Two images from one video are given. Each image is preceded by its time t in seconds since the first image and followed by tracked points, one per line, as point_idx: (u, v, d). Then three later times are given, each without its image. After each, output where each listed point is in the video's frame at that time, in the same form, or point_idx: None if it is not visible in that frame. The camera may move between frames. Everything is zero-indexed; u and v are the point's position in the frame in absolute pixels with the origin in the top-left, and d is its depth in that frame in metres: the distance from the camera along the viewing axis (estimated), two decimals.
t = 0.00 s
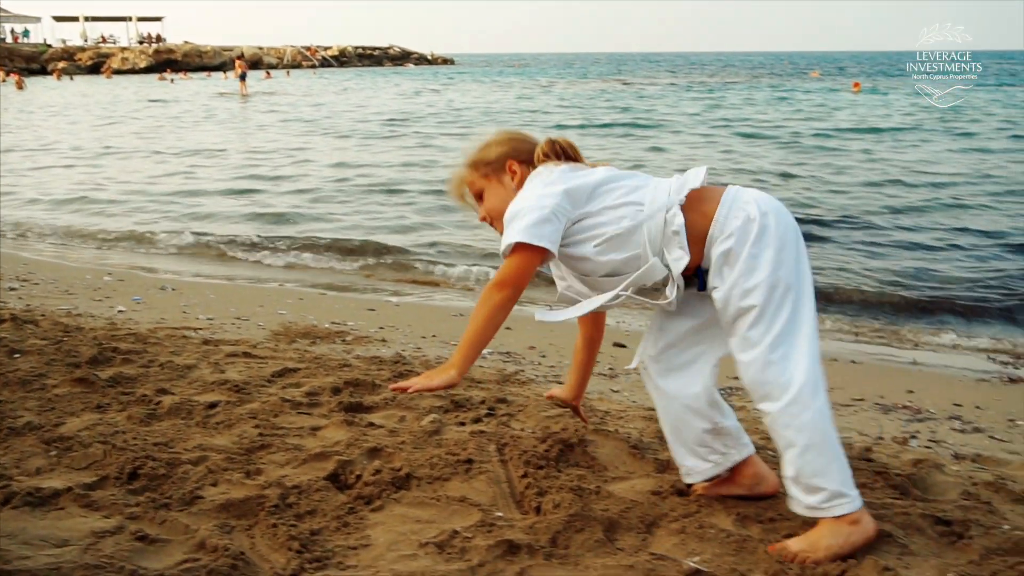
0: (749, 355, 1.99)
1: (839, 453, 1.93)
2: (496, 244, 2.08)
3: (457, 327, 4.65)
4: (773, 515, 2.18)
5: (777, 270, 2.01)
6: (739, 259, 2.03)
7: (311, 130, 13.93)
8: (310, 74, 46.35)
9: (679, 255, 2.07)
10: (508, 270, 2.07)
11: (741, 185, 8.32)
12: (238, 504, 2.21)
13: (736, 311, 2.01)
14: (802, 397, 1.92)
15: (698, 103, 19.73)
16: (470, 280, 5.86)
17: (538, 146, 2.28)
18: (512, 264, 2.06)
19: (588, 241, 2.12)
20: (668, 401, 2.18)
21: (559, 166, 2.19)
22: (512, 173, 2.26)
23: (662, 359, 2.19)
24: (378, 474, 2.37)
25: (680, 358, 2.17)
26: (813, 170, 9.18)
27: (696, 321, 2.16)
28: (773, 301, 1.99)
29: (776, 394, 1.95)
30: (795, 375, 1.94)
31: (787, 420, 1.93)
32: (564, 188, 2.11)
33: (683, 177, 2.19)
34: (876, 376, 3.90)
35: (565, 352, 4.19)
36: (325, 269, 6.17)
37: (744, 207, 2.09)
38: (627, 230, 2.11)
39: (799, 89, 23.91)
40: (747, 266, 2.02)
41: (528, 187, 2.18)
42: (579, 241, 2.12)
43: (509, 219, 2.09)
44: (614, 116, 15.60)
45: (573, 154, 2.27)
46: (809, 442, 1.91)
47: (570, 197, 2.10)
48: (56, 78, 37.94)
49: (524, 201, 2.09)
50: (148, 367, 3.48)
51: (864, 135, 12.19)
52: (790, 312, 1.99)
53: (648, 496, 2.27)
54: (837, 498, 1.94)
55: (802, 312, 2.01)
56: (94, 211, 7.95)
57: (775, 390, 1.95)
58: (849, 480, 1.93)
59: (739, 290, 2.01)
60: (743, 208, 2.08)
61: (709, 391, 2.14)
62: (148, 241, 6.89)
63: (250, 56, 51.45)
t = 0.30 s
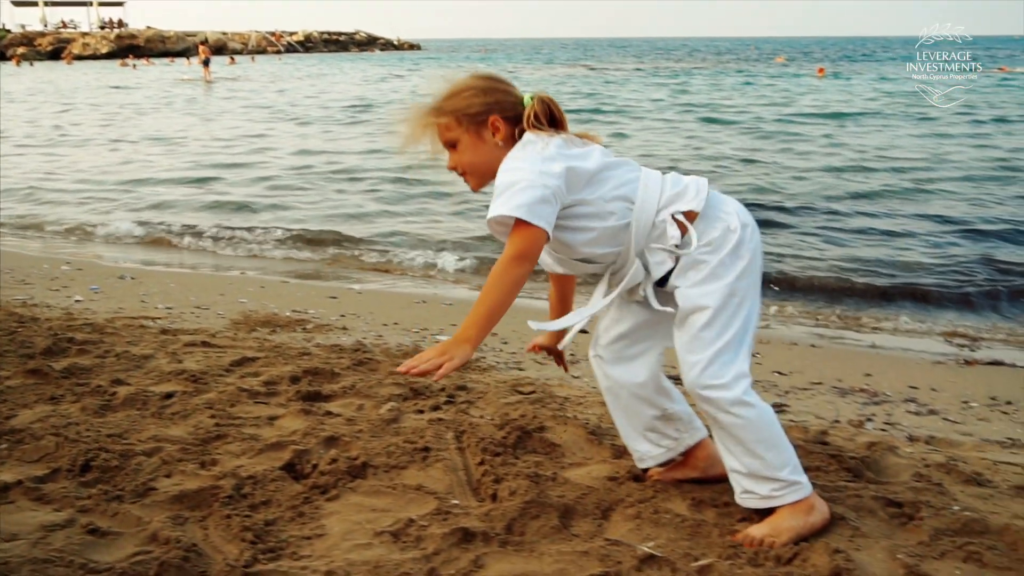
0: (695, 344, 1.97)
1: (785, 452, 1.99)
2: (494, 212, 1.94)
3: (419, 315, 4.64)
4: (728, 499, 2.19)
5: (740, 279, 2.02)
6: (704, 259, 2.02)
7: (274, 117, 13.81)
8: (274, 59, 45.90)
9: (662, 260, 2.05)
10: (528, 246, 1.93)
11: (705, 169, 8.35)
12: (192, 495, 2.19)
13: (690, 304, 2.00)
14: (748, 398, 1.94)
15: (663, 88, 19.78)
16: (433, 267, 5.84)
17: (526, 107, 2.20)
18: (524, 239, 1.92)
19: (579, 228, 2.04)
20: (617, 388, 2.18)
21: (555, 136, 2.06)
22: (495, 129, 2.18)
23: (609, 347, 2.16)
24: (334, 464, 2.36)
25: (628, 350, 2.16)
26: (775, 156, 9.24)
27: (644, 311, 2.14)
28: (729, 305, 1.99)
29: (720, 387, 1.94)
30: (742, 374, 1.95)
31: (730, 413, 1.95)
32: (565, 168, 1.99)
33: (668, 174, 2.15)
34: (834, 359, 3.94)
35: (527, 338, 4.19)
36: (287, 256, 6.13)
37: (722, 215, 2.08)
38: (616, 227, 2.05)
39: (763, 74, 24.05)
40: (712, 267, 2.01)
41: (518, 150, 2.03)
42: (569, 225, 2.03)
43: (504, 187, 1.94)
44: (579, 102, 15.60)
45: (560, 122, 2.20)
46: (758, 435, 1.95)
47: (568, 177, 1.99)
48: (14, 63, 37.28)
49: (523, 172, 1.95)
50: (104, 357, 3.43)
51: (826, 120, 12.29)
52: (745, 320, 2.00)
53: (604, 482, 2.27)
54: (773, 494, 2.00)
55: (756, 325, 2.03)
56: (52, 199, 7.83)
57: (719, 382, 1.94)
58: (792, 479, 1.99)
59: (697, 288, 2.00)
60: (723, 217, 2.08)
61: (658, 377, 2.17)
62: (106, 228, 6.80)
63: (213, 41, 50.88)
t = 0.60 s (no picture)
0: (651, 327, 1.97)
1: (739, 441, 2.01)
2: (486, 177, 1.85)
3: (376, 301, 4.62)
4: (678, 484, 2.20)
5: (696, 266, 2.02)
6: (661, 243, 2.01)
7: (231, 102, 13.67)
8: (231, 43, 45.39)
9: (615, 242, 2.04)
10: (531, 206, 1.86)
11: (663, 153, 8.38)
12: (139, 487, 2.16)
13: (646, 288, 1.99)
14: (704, 385, 1.95)
15: (622, 72, 19.83)
16: (391, 253, 5.81)
17: (501, 66, 2.09)
18: (526, 203, 1.85)
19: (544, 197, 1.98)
20: (567, 377, 2.17)
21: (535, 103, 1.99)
22: (464, 84, 2.07)
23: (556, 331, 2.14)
24: (285, 453, 2.34)
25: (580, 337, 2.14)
26: (732, 140, 9.30)
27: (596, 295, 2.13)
28: (684, 290, 1.99)
29: (677, 374, 1.95)
30: (699, 362, 1.96)
31: (687, 399, 1.96)
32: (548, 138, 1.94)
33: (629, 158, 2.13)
34: (789, 342, 3.98)
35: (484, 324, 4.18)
36: (243, 243, 6.06)
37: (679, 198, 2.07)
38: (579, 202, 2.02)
39: (722, 58, 24.16)
40: (668, 253, 2.00)
41: (494, 113, 1.95)
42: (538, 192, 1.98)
43: (494, 151, 1.87)
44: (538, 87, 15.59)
45: (534, 88, 2.09)
46: (714, 422, 1.97)
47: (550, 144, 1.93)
48: None
49: (509, 137, 1.88)
50: (52, 347, 3.37)
51: (783, 104, 12.40)
52: (701, 307, 2.01)
53: (557, 468, 2.28)
54: (726, 481, 2.02)
55: (711, 312, 2.04)
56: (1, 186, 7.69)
57: (676, 369, 1.95)
58: (745, 467, 2.02)
59: (653, 274, 2.00)
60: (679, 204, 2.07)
61: (607, 363, 2.16)
62: (57, 216, 6.69)
63: (169, 24, 50.19)
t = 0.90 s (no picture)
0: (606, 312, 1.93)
1: (695, 423, 2.01)
2: (475, 124, 1.77)
3: (337, 289, 4.59)
4: (637, 471, 2.21)
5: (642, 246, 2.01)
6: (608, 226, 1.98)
7: (192, 88, 13.51)
8: (193, 27, 44.83)
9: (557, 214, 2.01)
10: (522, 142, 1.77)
11: (627, 139, 8.39)
12: (93, 482, 2.13)
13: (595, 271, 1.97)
14: (661, 368, 1.94)
15: (588, 57, 19.83)
16: (354, 241, 5.78)
17: (466, 14, 1.99)
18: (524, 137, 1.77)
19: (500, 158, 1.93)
20: (526, 365, 2.16)
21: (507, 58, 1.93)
22: (426, 28, 1.97)
23: (514, 315, 2.12)
24: (242, 445, 2.31)
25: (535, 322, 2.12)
26: (696, 125, 9.33)
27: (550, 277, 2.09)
28: (634, 272, 1.97)
29: (635, 359, 1.93)
30: (654, 345, 1.94)
31: (644, 384, 1.94)
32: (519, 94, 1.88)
33: (585, 133, 2.09)
34: (749, 327, 4.00)
35: (447, 311, 4.17)
36: (204, 232, 6.00)
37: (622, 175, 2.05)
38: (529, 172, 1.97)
39: (686, 43, 24.21)
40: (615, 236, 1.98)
41: (469, 62, 1.88)
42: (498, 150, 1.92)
43: (478, 100, 1.79)
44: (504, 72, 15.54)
45: (499, 40, 2.01)
46: (669, 406, 1.96)
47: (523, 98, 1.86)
48: None
49: (492, 87, 1.81)
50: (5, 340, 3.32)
51: (746, 89, 12.46)
52: (650, 287, 1.99)
53: (515, 457, 2.27)
54: (684, 465, 2.02)
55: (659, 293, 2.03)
56: None
57: (633, 355, 1.93)
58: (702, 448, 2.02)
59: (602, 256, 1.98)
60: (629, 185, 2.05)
61: (566, 352, 2.15)
62: (13, 205, 6.58)
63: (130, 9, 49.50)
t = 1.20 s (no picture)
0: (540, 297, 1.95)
1: (638, 396, 1.99)
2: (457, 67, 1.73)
3: (300, 279, 4.56)
4: (598, 461, 2.21)
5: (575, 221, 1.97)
6: (535, 205, 1.96)
7: (153, 75, 13.33)
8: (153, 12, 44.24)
9: (486, 182, 1.99)
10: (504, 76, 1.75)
11: (592, 126, 8.39)
12: (47, 479, 2.09)
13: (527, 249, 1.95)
14: (595, 349, 1.93)
15: (553, 41, 19.79)
16: (318, 231, 5.74)
17: None
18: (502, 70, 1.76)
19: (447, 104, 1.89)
20: (487, 356, 2.17)
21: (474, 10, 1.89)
22: None
23: (468, 291, 2.15)
24: (201, 440, 2.29)
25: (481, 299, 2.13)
26: (660, 112, 9.35)
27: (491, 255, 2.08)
28: (567, 251, 1.95)
29: (568, 341, 1.93)
30: (590, 324, 1.93)
31: (580, 366, 1.94)
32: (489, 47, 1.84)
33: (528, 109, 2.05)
34: (713, 314, 4.01)
35: (411, 300, 4.15)
36: (165, 221, 5.93)
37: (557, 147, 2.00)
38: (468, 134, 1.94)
39: (651, 27, 24.18)
40: (544, 216, 1.95)
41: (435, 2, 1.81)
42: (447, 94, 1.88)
43: (456, 44, 1.75)
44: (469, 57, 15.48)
45: None
46: (607, 386, 1.95)
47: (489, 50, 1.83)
48: None
49: (467, 29, 1.77)
50: None
51: (711, 75, 12.49)
52: (584, 264, 1.98)
53: (476, 449, 2.27)
54: (632, 440, 2.00)
55: (596, 268, 2.01)
56: None
57: (568, 335, 1.93)
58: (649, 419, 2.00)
59: (536, 235, 1.95)
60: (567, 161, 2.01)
61: (527, 343, 2.16)
62: None
63: None
